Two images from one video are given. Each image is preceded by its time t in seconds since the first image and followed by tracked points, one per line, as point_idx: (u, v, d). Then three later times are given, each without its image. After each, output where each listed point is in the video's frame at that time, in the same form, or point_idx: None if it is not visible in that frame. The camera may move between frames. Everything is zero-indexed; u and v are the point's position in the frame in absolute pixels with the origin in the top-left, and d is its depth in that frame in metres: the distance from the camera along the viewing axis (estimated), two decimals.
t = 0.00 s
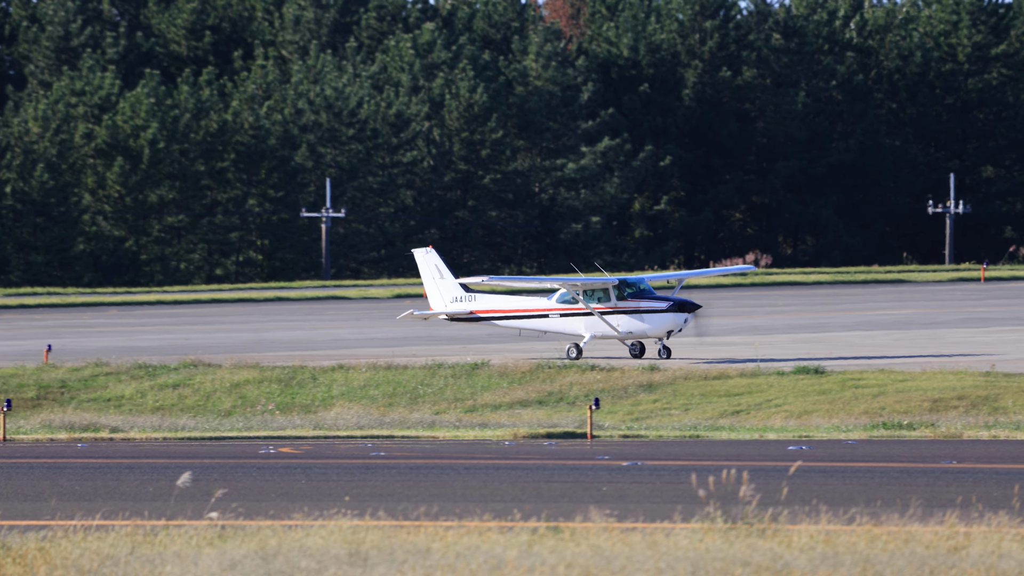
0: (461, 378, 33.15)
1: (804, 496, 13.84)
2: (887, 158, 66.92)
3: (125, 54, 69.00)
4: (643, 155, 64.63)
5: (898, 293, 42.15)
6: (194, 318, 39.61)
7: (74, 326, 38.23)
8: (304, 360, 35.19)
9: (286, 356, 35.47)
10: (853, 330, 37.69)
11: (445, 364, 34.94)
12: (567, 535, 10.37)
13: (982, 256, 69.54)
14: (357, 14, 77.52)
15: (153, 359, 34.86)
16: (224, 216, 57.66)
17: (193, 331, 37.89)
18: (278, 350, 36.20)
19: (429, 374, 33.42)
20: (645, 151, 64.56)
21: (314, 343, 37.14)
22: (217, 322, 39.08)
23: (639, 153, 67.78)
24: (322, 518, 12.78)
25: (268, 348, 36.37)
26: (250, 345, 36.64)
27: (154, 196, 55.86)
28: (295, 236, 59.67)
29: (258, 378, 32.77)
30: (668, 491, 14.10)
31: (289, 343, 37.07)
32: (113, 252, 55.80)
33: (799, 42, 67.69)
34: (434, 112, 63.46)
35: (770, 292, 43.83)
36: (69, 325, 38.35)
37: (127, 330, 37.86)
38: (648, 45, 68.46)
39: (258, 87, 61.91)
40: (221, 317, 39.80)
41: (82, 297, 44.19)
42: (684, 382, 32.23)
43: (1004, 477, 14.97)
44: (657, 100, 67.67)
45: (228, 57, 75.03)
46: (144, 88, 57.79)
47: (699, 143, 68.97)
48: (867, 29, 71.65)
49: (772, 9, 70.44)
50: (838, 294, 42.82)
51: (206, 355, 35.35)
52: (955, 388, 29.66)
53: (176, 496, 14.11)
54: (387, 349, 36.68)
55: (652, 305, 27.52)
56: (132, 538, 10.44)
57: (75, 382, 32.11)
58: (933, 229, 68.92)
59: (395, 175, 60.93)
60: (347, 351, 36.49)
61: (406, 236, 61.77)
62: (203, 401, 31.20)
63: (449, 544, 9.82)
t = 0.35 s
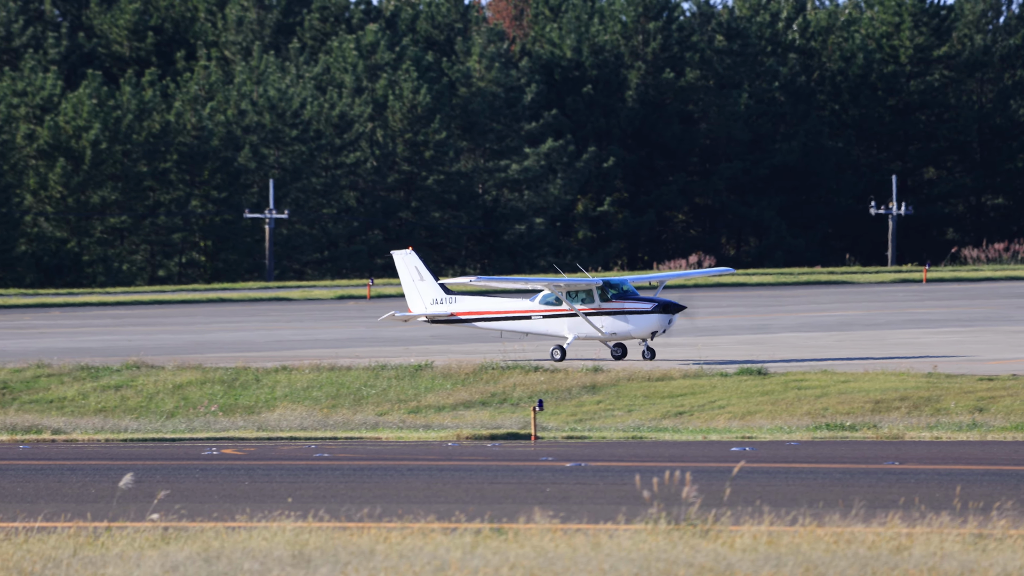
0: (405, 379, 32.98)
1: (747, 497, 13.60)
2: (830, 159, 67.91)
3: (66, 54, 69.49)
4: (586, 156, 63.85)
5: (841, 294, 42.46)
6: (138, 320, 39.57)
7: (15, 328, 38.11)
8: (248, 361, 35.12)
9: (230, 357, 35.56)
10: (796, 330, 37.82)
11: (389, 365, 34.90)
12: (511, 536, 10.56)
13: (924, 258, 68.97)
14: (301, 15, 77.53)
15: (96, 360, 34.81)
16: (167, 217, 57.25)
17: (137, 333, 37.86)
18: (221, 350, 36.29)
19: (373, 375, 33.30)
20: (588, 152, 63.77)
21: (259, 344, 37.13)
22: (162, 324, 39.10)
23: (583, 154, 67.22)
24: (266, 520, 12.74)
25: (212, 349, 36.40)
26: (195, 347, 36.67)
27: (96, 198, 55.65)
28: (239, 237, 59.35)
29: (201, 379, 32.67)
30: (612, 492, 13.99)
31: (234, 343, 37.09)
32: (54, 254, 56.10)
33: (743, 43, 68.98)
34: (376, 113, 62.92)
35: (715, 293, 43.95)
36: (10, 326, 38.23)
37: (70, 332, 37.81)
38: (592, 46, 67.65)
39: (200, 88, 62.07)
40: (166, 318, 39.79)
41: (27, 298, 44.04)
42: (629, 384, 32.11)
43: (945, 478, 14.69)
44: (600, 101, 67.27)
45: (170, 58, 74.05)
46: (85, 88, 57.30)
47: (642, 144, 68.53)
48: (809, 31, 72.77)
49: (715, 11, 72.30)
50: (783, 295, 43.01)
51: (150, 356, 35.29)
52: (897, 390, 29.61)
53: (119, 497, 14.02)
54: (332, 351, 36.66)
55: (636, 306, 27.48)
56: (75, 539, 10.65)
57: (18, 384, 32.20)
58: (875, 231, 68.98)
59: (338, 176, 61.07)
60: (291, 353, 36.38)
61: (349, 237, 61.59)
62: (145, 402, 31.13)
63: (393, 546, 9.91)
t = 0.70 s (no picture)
0: (372, 381, 32.79)
1: (715, 501, 13.28)
2: (796, 162, 68.06)
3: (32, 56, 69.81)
4: (552, 158, 64.01)
5: (806, 297, 42.46)
6: (104, 323, 39.47)
7: None
8: (214, 363, 35.03)
9: (196, 359, 35.54)
10: (762, 334, 37.70)
11: (355, 367, 34.90)
12: (477, 539, 10.52)
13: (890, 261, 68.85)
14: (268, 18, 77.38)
15: (62, 363, 34.71)
16: (133, 219, 57.46)
17: (102, 336, 37.79)
18: (187, 353, 36.23)
19: (340, 378, 33.14)
20: (554, 154, 63.93)
21: (224, 347, 37.03)
22: (128, 327, 39.08)
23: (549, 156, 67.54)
24: (231, 523, 12.56)
25: (179, 352, 36.36)
26: (162, 349, 36.62)
27: (61, 200, 55.72)
28: (205, 239, 59.56)
29: (167, 382, 32.46)
30: (577, 494, 13.80)
31: (201, 346, 37.06)
32: (19, 256, 56.33)
33: (709, 45, 68.29)
34: (343, 116, 63.35)
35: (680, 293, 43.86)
36: None
37: (36, 335, 37.76)
38: (557, 49, 68.18)
39: (166, 90, 61.97)
40: (132, 322, 39.74)
41: None
42: (595, 387, 31.27)
43: (913, 481, 14.38)
44: (567, 104, 67.33)
45: (136, 61, 74.04)
46: (51, 90, 56.94)
47: (608, 147, 68.73)
48: (775, 34, 73.52)
49: (680, 14, 72.56)
50: (749, 298, 42.94)
51: (116, 359, 35.19)
52: (864, 392, 28.99)
53: (86, 500, 13.93)
54: (298, 352, 36.59)
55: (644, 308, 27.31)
56: (40, 543, 10.63)
57: None
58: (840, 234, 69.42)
59: (304, 178, 61.05)
60: (257, 356, 36.26)
61: (315, 240, 61.77)
62: (111, 405, 30.93)
63: (359, 548, 9.87)
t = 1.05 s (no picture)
0: (334, 386, 32.59)
1: (676, 505, 13.04)
2: (757, 166, 68.41)
3: None
4: (514, 163, 64.53)
5: (768, 301, 42.72)
6: (64, 329, 39.36)
7: None
8: (175, 368, 34.91)
9: (157, 364, 35.43)
10: (723, 338, 37.77)
11: (316, 372, 34.76)
12: (438, 543, 10.50)
13: (851, 265, 69.92)
14: (228, 23, 78.87)
15: (22, 368, 34.53)
16: (94, 223, 57.53)
17: (62, 341, 37.66)
18: (147, 358, 36.09)
19: (302, 383, 32.96)
20: (516, 159, 64.41)
21: (186, 352, 36.91)
22: (88, 332, 38.94)
23: (510, 161, 67.36)
24: (192, 527, 12.41)
25: (140, 357, 36.22)
26: (123, 354, 36.51)
27: (21, 204, 55.66)
28: (165, 244, 59.34)
29: (128, 388, 32.25)
30: (542, 498, 13.60)
31: (163, 351, 36.92)
32: None
33: (670, 50, 68.47)
34: (305, 120, 63.13)
35: (641, 293, 44.00)
36: None
37: None
38: (519, 53, 68.06)
39: (127, 95, 60.95)
40: (90, 327, 39.63)
41: None
42: (557, 392, 31.01)
43: (873, 484, 14.06)
44: (528, 108, 67.43)
45: (97, 65, 73.32)
46: (11, 95, 56.53)
47: (569, 151, 68.58)
48: (736, 39, 74.36)
49: (642, 18, 70.46)
50: (711, 301, 43.04)
51: (76, 364, 35.08)
52: (825, 396, 28.75)
53: (45, 505, 13.79)
54: (260, 356, 36.50)
55: (644, 312, 27.26)
56: (3, 548, 10.51)
57: None
58: (801, 237, 69.67)
59: (266, 182, 61.07)
60: (219, 360, 36.21)
61: (277, 243, 61.50)
62: (72, 410, 30.75)
63: (321, 552, 9.84)
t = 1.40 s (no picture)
0: (298, 387, 32.42)
1: (639, 506, 12.50)
2: (721, 166, 68.12)
3: None
4: (478, 164, 64.28)
5: (734, 301, 42.89)
6: (26, 330, 39.30)
7: None
8: (138, 368, 34.83)
9: (119, 364, 35.40)
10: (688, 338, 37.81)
11: (280, 373, 34.67)
12: (402, 544, 10.23)
13: (814, 265, 70.39)
14: (191, 23, 78.92)
15: None
16: (56, 224, 57.18)
17: (24, 342, 37.58)
18: (110, 358, 36.07)
19: (265, 383, 32.84)
20: (480, 159, 64.15)
21: (150, 352, 36.93)
22: (50, 333, 38.90)
23: (474, 161, 67.24)
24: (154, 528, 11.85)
25: (103, 357, 36.19)
26: (86, 354, 36.47)
27: None
28: (129, 244, 59.04)
29: (92, 388, 32.17)
30: (503, 499, 13.05)
31: (127, 352, 36.89)
32: None
33: (633, 51, 69.03)
34: (268, 121, 63.38)
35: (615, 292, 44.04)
36: None
37: None
38: (483, 54, 68.22)
39: (90, 96, 61.48)
40: (53, 328, 39.60)
41: None
42: (520, 392, 30.66)
43: (836, 485, 13.46)
44: (492, 109, 67.35)
45: (60, 64, 72.75)
46: None
47: (534, 152, 68.27)
48: (699, 40, 75.02)
49: (606, 19, 74.12)
50: (675, 299, 43.10)
51: (39, 365, 35.04)
52: (788, 396, 28.58)
53: (10, 507, 13.15)
54: (224, 357, 36.47)
55: (644, 313, 27.01)
56: None
57: None
58: (764, 238, 69.71)
59: (229, 183, 61.04)
60: (182, 361, 36.14)
61: (240, 244, 61.40)
62: (34, 410, 30.70)
63: (285, 553, 9.64)
